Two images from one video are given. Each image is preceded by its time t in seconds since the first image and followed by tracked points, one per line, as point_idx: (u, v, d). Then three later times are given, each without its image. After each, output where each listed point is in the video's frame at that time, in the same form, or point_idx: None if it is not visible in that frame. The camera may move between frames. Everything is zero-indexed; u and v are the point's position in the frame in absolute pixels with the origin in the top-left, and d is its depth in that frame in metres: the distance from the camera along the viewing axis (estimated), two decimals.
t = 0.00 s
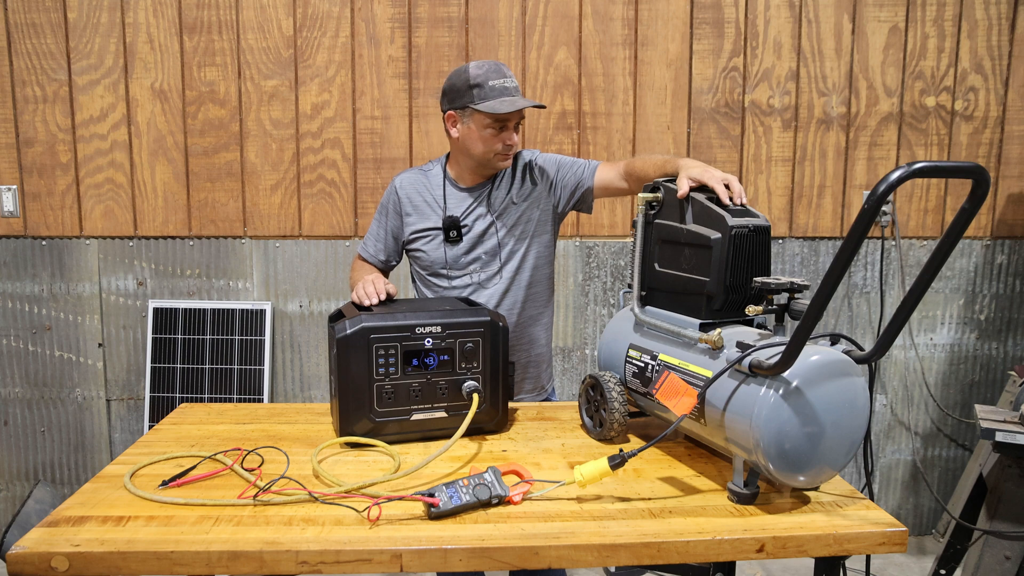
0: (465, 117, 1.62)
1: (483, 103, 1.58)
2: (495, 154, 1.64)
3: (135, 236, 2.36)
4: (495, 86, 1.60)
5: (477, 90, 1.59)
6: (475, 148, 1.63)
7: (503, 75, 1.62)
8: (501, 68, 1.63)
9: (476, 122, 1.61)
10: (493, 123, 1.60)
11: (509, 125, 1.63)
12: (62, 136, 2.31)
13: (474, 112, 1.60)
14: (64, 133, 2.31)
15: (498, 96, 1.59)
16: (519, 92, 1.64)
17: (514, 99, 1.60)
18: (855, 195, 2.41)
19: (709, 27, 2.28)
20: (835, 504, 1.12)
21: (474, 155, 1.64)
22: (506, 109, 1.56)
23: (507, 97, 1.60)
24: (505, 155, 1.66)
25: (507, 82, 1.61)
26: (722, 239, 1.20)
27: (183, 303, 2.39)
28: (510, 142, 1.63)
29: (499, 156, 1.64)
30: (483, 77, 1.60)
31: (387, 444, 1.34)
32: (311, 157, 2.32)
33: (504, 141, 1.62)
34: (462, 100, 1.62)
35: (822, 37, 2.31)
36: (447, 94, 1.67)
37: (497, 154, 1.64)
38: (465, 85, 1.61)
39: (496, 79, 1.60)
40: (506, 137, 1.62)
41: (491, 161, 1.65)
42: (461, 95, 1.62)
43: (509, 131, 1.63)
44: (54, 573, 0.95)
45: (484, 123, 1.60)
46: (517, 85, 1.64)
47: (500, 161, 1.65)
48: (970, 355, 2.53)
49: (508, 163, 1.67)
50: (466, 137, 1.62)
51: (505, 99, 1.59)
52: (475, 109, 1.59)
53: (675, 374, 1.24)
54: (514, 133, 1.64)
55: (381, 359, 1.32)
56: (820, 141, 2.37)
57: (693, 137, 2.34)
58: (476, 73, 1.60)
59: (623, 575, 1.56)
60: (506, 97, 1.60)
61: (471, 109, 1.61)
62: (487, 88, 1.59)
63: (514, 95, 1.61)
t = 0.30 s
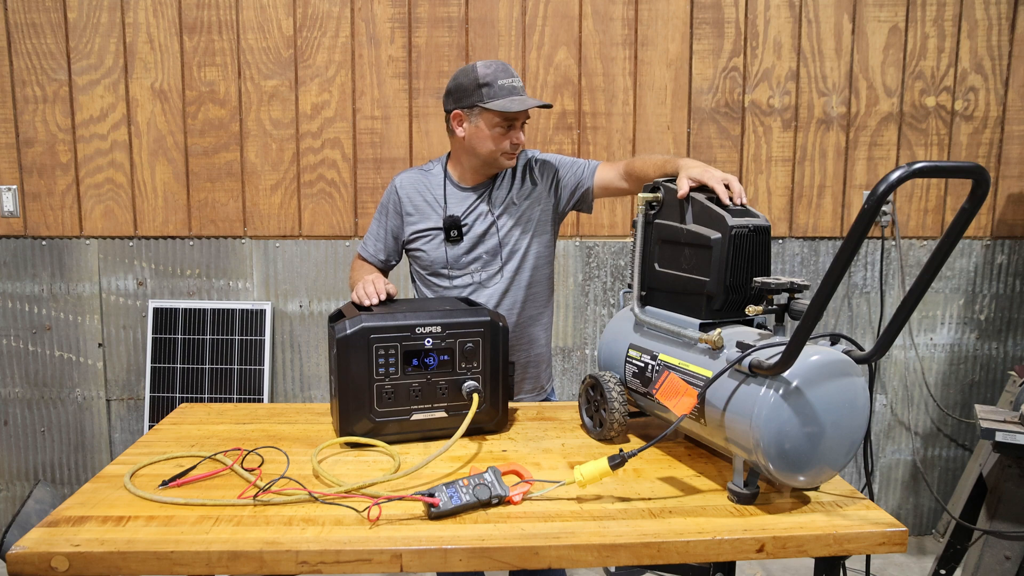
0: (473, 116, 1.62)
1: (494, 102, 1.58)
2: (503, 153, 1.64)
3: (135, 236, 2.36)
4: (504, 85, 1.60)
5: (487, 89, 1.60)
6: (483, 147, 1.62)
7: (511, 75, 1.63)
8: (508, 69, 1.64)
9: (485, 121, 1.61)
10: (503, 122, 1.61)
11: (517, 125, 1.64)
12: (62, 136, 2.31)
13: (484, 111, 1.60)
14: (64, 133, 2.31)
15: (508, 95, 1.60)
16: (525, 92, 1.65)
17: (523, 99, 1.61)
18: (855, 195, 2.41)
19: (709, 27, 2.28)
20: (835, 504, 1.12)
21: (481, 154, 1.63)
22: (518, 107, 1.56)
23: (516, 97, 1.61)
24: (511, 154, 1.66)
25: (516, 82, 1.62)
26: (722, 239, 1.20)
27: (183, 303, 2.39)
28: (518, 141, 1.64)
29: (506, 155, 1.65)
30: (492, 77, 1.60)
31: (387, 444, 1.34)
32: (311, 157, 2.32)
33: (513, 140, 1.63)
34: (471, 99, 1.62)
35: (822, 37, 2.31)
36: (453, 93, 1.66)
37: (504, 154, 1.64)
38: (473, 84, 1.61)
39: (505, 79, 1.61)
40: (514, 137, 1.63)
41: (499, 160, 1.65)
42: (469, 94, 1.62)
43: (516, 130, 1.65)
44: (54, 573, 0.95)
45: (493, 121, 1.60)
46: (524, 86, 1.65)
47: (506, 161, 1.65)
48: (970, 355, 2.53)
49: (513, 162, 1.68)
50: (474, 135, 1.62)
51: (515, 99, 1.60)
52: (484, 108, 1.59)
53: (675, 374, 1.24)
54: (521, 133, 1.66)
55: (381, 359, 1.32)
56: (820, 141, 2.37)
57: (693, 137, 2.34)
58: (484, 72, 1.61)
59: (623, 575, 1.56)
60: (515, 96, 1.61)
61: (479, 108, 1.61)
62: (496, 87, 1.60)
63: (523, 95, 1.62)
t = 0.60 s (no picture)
0: (473, 116, 1.62)
1: (494, 102, 1.58)
2: (504, 154, 1.64)
3: (135, 235, 2.36)
4: (504, 85, 1.61)
5: (487, 89, 1.60)
6: (483, 147, 1.62)
7: (511, 76, 1.63)
8: (509, 70, 1.64)
9: (485, 121, 1.61)
10: (503, 122, 1.61)
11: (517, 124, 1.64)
12: (62, 136, 2.31)
13: (484, 110, 1.60)
14: (64, 133, 2.31)
15: (508, 95, 1.60)
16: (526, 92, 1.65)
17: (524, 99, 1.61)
18: (855, 195, 2.41)
19: (709, 27, 2.28)
20: (835, 504, 1.12)
21: (482, 154, 1.63)
22: (518, 107, 1.56)
23: (517, 97, 1.61)
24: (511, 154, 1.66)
25: (517, 82, 1.62)
26: (722, 239, 1.20)
27: (183, 303, 2.39)
28: (519, 141, 1.64)
29: (506, 155, 1.65)
30: (493, 76, 1.60)
31: (387, 444, 1.34)
32: (311, 157, 2.32)
33: (513, 140, 1.63)
34: (471, 99, 1.62)
35: (822, 37, 2.31)
36: (453, 93, 1.66)
37: (504, 154, 1.64)
38: (474, 84, 1.61)
39: (505, 79, 1.61)
40: (514, 137, 1.63)
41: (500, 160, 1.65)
42: (469, 94, 1.62)
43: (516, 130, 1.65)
44: (54, 573, 0.95)
45: (493, 121, 1.61)
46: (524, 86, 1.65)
47: (507, 161, 1.65)
48: (970, 354, 2.53)
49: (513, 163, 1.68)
50: (474, 135, 1.62)
51: (515, 99, 1.60)
52: (485, 108, 1.59)
53: (675, 374, 1.24)
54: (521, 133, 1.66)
55: (381, 359, 1.32)
56: (820, 141, 2.37)
57: (693, 137, 2.34)
58: (485, 72, 1.61)
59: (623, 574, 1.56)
60: (515, 96, 1.61)
61: (480, 108, 1.61)
62: (496, 87, 1.60)
63: (523, 95, 1.62)
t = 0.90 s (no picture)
0: (473, 116, 1.62)
1: (493, 102, 1.58)
2: (503, 154, 1.64)
3: (135, 236, 2.36)
4: (503, 85, 1.60)
5: (487, 89, 1.60)
6: (482, 147, 1.62)
7: (510, 76, 1.63)
8: (508, 70, 1.64)
9: (485, 121, 1.61)
10: (503, 122, 1.61)
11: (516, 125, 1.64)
12: (62, 136, 2.31)
13: (483, 110, 1.60)
14: (64, 133, 2.31)
15: (507, 96, 1.60)
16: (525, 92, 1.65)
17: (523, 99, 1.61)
18: (855, 195, 2.41)
19: (709, 27, 2.28)
20: (835, 504, 1.12)
21: (481, 154, 1.63)
22: (518, 107, 1.56)
23: (516, 97, 1.61)
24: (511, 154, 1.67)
25: (516, 82, 1.62)
26: (722, 239, 1.20)
27: (183, 303, 2.39)
28: (518, 141, 1.64)
29: (506, 155, 1.65)
30: (492, 77, 1.60)
31: (387, 444, 1.34)
32: (311, 157, 2.32)
33: (513, 140, 1.63)
34: (471, 99, 1.62)
35: (822, 37, 2.31)
36: (453, 93, 1.66)
37: (504, 154, 1.64)
38: (473, 83, 1.61)
39: (505, 79, 1.61)
40: (513, 137, 1.63)
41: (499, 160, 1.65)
42: (469, 94, 1.62)
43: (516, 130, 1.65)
44: (54, 573, 0.95)
45: (492, 121, 1.60)
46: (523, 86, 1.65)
47: (506, 161, 1.65)
48: (970, 354, 2.53)
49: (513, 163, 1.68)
50: (474, 136, 1.62)
51: (515, 99, 1.60)
52: (484, 108, 1.59)
53: (675, 374, 1.24)
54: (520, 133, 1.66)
55: (381, 359, 1.32)
56: (820, 141, 2.37)
57: (693, 137, 2.34)
58: (484, 73, 1.61)
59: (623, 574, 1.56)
60: (514, 96, 1.61)
61: (479, 108, 1.61)
62: (496, 87, 1.59)
63: (523, 96, 1.62)
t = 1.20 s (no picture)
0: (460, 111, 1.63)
1: (471, 100, 1.57)
2: (480, 154, 1.62)
3: (135, 235, 2.36)
4: (488, 85, 1.58)
5: (472, 87, 1.59)
6: (462, 144, 1.63)
7: (501, 76, 1.59)
8: (502, 70, 1.61)
9: (466, 118, 1.61)
10: (480, 122, 1.58)
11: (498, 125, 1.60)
12: (62, 136, 2.31)
13: (464, 107, 1.60)
14: (64, 133, 2.31)
15: (488, 96, 1.57)
16: (515, 95, 1.59)
17: (504, 100, 1.57)
18: (855, 195, 2.41)
19: (709, 27, 2.28)
20: (835, 504, 1.12)
21: (461, 150, 1.64)
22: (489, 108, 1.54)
23: (495, 99, 1.57)
24: (492, 155, 1.63)
25: (502, 83, 1.57)
26: (722, 239, 1.20)
27: (183, 303, 2.39)
28: (496, 143, 1.60)
29: (483, 155, 1.62)
30: (480, 75, 1.58)
31: (387, 444, 1.34)
32: (311, 157, 2.32)
33: (490, 141, 1.60)
34: (460, 95, 1.62)
35: (822, 37, 2.31)
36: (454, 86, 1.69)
37: (480, 154, 1.62)
38: (462, 80, 1.61)
39: (492, 79, 1.58)
40: (490, 139, 1.60)
41: (477, 159, 1.63)
42: (460, 89, 1.63)
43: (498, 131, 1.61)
44: (54, 573, 0.95)
45: (472, 119, 1.59)
46: (515, 89, 1.59)
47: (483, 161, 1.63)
48: (970, 355, 2.53)
49: (494, 164, 1.64)
50: (457, 131, 1.64)
51: (492, 100, 1.56)
52: (465, 105, 1.59)
53: (675, 374, 1.24)
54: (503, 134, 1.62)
55: (381, 359, 1.32)
56: (820, 141, 2.37)
57: (693, 137, 2.34)
58: (475, 69, 1.60)
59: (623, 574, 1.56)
60: (495, 98, 1.57)
61: (464, 104, 1.61)
62: (479, 85, 1.58)
63: (505, 98, 1.57)
